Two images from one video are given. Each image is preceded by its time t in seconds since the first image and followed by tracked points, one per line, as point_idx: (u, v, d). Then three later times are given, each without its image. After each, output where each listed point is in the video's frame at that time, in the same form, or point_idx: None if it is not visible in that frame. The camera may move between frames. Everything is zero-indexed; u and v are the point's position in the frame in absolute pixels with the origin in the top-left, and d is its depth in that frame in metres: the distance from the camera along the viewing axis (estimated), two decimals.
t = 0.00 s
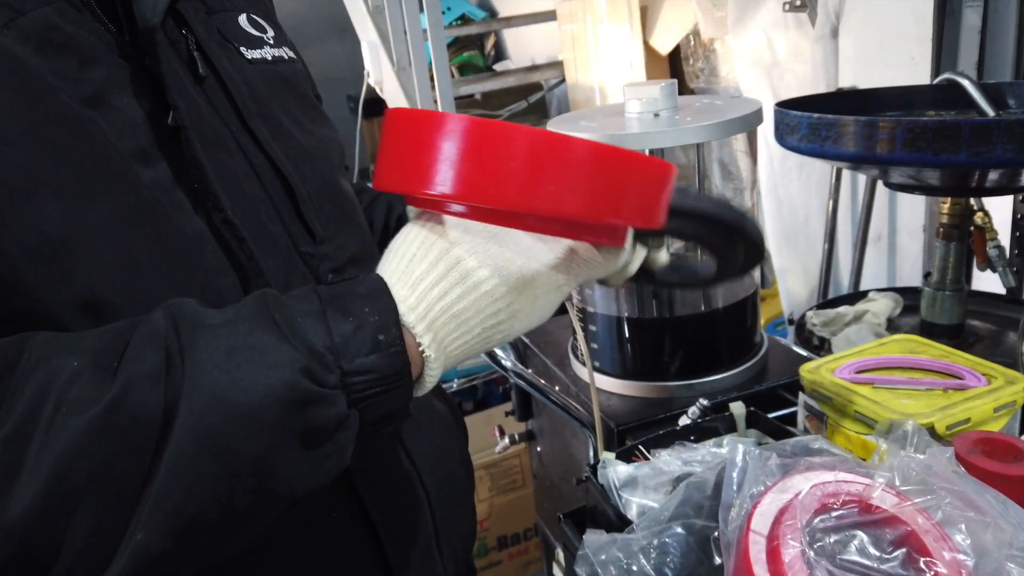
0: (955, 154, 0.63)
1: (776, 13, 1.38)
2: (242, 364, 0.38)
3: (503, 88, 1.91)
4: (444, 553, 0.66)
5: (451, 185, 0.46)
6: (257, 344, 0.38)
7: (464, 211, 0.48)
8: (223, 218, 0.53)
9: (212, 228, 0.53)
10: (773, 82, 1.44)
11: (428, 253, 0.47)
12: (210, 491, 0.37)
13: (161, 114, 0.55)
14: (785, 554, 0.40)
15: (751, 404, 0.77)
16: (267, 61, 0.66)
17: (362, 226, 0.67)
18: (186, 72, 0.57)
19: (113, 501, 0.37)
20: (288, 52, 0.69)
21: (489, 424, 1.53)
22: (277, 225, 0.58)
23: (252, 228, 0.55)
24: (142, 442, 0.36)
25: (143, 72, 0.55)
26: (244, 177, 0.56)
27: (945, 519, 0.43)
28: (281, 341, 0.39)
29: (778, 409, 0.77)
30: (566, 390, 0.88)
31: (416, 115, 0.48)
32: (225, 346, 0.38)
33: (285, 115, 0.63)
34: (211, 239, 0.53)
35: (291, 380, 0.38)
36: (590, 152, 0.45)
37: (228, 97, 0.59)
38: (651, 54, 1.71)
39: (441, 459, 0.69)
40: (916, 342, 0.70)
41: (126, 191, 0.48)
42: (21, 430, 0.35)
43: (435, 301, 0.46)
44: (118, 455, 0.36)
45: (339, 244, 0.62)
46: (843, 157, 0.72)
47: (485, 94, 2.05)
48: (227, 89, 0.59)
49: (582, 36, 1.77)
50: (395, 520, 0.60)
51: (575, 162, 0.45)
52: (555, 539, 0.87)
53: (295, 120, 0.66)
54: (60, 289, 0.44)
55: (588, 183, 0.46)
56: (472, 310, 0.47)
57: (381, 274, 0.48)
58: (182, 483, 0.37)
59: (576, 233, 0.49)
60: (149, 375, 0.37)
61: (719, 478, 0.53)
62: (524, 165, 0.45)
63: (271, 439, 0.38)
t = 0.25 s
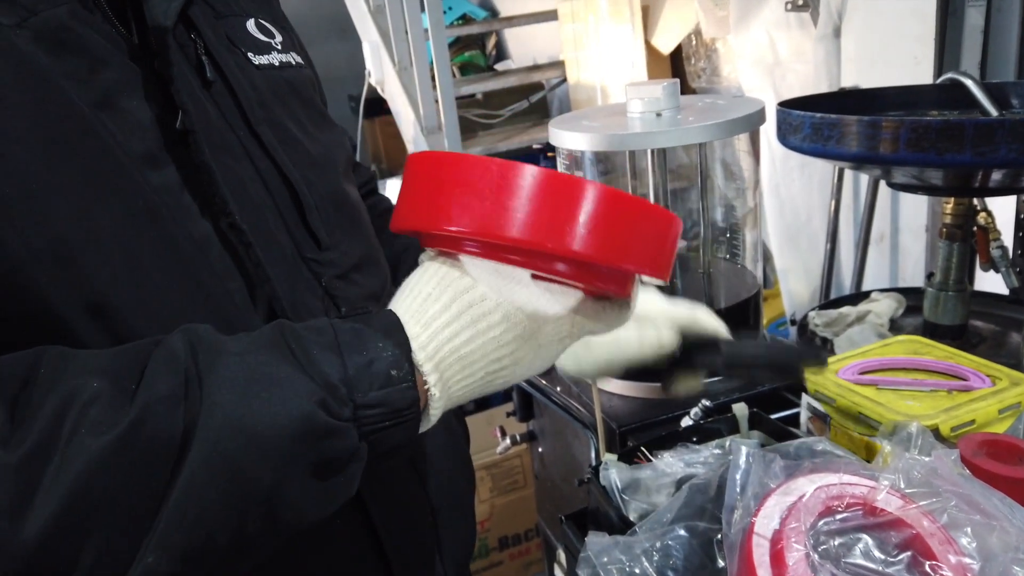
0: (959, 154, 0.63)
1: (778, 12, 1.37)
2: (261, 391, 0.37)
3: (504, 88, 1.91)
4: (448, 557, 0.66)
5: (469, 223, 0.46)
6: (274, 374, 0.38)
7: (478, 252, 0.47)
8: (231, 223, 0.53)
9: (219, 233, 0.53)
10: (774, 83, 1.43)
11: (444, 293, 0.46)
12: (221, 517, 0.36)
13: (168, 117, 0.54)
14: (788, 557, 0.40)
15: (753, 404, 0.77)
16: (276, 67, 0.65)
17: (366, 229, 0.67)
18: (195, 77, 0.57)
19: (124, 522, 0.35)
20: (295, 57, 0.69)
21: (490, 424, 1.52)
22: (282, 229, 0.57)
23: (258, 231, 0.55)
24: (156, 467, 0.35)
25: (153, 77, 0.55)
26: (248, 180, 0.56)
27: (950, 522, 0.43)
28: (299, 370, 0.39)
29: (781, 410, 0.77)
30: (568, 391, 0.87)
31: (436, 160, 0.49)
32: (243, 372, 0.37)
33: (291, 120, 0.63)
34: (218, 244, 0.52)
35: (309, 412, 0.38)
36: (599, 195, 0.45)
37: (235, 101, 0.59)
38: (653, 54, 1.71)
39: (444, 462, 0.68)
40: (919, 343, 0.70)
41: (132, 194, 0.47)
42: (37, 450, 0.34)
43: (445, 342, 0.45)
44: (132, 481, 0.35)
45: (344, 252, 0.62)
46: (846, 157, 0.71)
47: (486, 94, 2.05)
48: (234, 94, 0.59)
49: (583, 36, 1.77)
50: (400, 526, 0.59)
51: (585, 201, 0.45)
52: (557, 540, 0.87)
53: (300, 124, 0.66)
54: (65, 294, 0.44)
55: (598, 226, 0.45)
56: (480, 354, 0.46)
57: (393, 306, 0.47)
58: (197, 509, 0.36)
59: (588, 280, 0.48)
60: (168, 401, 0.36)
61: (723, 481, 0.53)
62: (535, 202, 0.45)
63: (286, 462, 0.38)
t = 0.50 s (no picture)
0: (961, 155, 0.62)
1: (779, 12, 1.37)
2: (250, 408, 0.37)
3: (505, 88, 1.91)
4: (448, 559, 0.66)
5: (476, 240, 0.45)
6: (265, 389, 0.38)
7: (481, 270, 0.47)
8: (231, 227, 0.52)
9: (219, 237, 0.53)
10: (776, 82, 1.44)
11: (440, 312, 0.46)
12: (208, 531, 0.36)
13: (170, 120, 0.53)
14: (786, 561, 0.40)
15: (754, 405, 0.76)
16: (283, 71, 0.65)
17: (369, 231, 0.67)
18: (199, 80, 0.57)
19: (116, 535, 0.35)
20: (305, 61, 0.69)
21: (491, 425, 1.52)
22: (282, 231, 0.57)
23: (258, 234, 0.54)
24: (143, 482, 0.35)
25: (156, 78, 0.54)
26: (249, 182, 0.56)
27: (951, 527, 0.43)
28: (289, 386, 0.39)
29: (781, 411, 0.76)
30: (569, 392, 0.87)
31: (443, 175, 0.48)
32: (233, 388, 0.37)
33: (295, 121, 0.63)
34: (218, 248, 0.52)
35: (298, 429, 0.37)
36: (604, 221, 0.46)
37: (239, 103, 0.59)
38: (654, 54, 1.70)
39: (445, 464, 0.68)
40: (920, 345, 0.69)
41: (132, 198, 0.47)
42: (28, 460, 0.34)
43: (438, 362, 0.44)
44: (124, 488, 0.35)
45: (346, 256, 0.61)
46: (847, 157, 0.71)
47: (487, 93, 2.05)
48: (239, 96, 0.59)
49: (584, 36, 1.77)
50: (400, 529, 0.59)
51: (590, 227, 0.46)
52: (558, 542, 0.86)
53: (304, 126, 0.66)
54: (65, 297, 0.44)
55: (603, 252, 0.46)
56: (470, 375, 0.46)
57: (389, 323, 0.46)
58: (183, 525, 0.35)
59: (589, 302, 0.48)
60: (157, 415, 0.36)
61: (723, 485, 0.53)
62: (541, 225, 0.45)
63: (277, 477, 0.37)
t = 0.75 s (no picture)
0: (960, 155, 0.62)
1: (779, 12, 1.37)
2: (230, 414, 0.38)
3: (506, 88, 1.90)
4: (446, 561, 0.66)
5: (389, 241, 0.43)
6: (245, 393, 0.38)
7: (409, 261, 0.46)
8: (228, 229, 0.52)
9: (216, 239, 0.52)
10: (776, 82, 1.42)
11: (401, 311, 0.47)
12: (186, 537, 0.36)
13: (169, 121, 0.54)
14: (784, 563, 0.40)
15: (753, 407, 0.76)
16: (284, 72, 0.65)
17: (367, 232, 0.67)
18: (198, 81, 0.57)
19: (98, 536, 0.35)
20: (306, 61, 0.69)
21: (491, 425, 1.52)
22: (280, 233, 0.57)
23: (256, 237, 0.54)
24: (123, 483, 0.35)
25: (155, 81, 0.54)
26: (249, 184, 0.56)
27: (949, 529, 0.43)
28: (269, 394, 0.39)
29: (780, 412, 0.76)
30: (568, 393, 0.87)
31: (337, 189, 0.45)
32: (213, 395, 0.38)
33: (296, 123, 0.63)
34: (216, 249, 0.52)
35: (278, 435, 0.38)
36: (515, 170, 0.43)
37: (238, 105, 0.59)
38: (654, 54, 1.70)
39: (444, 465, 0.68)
40: (919, 346, 0.69)
41: (131, 201, 0.47)
42: (6, 462, 0.34)
43: (416, 357, 0.46)
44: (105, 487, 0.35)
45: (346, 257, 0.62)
46: (846, 157, 0.71)
47: (487, 94, 2.05)
48: (239, 98, 0.59)
49: (584, 35, 1.77)
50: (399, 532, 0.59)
51: (506, 181, 0.43)
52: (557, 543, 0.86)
53: (303, 127, 0.66)
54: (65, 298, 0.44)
55: (522, 200, 0.43)
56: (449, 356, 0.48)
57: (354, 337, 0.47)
58: (162, 528, 0.35)
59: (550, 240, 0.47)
60: (138, 420, 0.36)
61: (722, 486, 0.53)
62: (463, 208, 0.43)
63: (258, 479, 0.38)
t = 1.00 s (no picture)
0: (959, 155, 0.62)
1: (779, 11, 1.37)
2: (214, 398, 0.38)
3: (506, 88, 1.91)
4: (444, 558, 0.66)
5: (349, 225, 0.45)
6: (228, 376, 0.39)
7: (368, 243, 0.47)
8: (228, 224, 0.52)
9: (216, 232, 0.52)
10: (776, 82, 1.42)
11: (373, 293, 0.48)
12: (172, 520, 0.36)
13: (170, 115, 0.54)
14: (781, 563, 0.40)
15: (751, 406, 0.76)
16: (284, 67, 0.65)
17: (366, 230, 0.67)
18: (197, 76, 0.57)
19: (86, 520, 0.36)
20: (306, 58, 0.69)
21: (491, 425, 1.52)
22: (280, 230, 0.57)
23: (254, 234, 0.54)
24: (106, 467, 0.36)
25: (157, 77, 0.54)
26: (249, 180, 0.55)
27: (946, 529, 0.42)
28: (254, 378, 0.40)
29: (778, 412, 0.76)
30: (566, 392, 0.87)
31: (275, 184, 0.45)
32: (196, 378, 0.38)
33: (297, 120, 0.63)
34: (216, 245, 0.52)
35: (262, 418, 0.38)
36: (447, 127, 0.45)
37: (238, 101, 0.59)
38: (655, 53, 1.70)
39: (443, 463, 0.68)
40: (918, 346, 0.69)
41: (130, 195, 0.47)
42: None
43: (398, 329, 0.47)
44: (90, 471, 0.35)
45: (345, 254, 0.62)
46: (846, 157, 0.71)
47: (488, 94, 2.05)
48: (239, 93, 0.59)
49: (585, 35, 1.77)
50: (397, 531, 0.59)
51: (443, 138, 0.45)
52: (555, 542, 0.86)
53: (303, 124, 0.66)
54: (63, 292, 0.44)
55: (467, 150, 0.46)
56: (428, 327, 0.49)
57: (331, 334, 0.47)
58: (147, 511, 0.35)
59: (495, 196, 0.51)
60: (121, 404, 0.36)
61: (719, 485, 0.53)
62: (408, 174, 0.45)
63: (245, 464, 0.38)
